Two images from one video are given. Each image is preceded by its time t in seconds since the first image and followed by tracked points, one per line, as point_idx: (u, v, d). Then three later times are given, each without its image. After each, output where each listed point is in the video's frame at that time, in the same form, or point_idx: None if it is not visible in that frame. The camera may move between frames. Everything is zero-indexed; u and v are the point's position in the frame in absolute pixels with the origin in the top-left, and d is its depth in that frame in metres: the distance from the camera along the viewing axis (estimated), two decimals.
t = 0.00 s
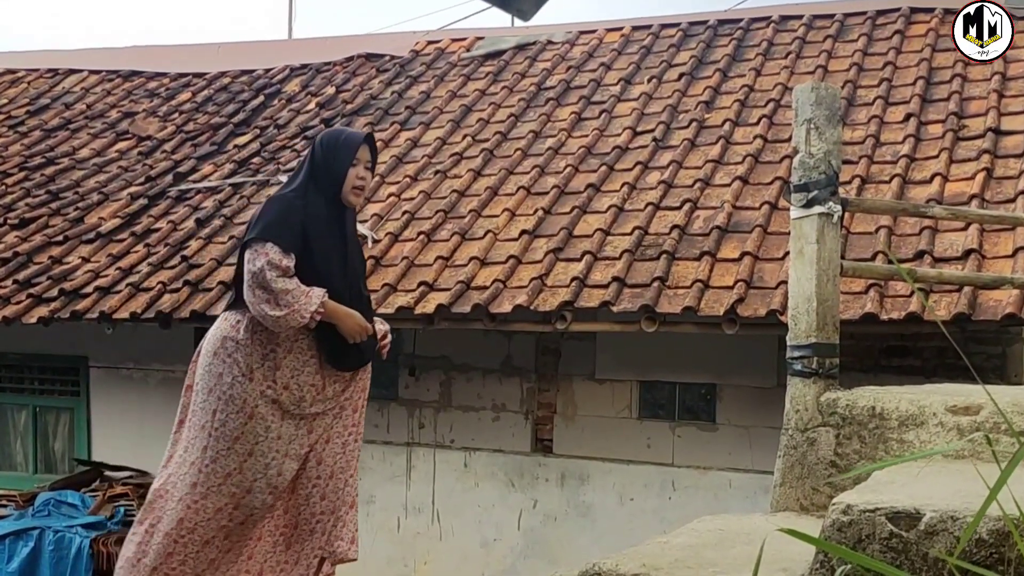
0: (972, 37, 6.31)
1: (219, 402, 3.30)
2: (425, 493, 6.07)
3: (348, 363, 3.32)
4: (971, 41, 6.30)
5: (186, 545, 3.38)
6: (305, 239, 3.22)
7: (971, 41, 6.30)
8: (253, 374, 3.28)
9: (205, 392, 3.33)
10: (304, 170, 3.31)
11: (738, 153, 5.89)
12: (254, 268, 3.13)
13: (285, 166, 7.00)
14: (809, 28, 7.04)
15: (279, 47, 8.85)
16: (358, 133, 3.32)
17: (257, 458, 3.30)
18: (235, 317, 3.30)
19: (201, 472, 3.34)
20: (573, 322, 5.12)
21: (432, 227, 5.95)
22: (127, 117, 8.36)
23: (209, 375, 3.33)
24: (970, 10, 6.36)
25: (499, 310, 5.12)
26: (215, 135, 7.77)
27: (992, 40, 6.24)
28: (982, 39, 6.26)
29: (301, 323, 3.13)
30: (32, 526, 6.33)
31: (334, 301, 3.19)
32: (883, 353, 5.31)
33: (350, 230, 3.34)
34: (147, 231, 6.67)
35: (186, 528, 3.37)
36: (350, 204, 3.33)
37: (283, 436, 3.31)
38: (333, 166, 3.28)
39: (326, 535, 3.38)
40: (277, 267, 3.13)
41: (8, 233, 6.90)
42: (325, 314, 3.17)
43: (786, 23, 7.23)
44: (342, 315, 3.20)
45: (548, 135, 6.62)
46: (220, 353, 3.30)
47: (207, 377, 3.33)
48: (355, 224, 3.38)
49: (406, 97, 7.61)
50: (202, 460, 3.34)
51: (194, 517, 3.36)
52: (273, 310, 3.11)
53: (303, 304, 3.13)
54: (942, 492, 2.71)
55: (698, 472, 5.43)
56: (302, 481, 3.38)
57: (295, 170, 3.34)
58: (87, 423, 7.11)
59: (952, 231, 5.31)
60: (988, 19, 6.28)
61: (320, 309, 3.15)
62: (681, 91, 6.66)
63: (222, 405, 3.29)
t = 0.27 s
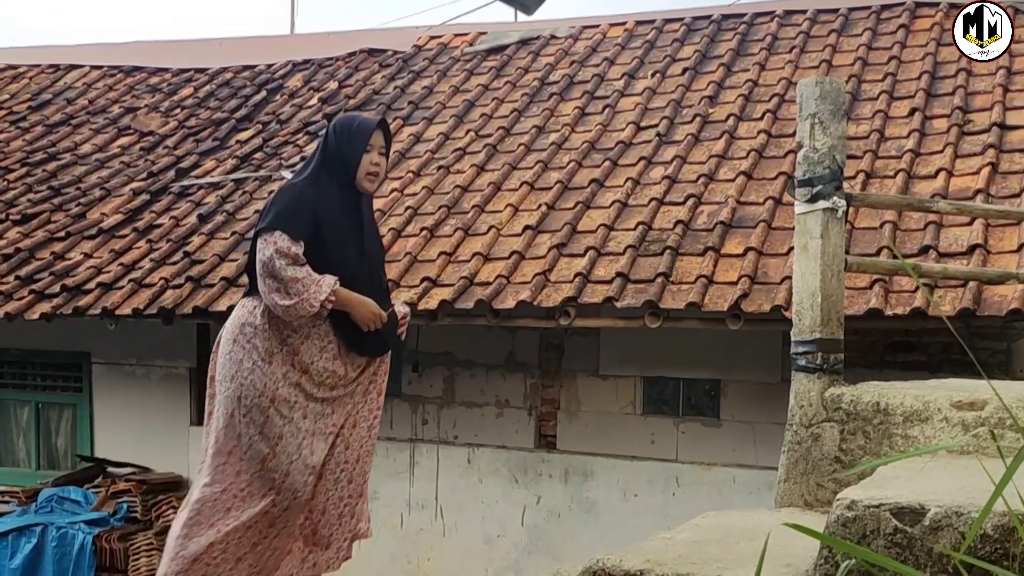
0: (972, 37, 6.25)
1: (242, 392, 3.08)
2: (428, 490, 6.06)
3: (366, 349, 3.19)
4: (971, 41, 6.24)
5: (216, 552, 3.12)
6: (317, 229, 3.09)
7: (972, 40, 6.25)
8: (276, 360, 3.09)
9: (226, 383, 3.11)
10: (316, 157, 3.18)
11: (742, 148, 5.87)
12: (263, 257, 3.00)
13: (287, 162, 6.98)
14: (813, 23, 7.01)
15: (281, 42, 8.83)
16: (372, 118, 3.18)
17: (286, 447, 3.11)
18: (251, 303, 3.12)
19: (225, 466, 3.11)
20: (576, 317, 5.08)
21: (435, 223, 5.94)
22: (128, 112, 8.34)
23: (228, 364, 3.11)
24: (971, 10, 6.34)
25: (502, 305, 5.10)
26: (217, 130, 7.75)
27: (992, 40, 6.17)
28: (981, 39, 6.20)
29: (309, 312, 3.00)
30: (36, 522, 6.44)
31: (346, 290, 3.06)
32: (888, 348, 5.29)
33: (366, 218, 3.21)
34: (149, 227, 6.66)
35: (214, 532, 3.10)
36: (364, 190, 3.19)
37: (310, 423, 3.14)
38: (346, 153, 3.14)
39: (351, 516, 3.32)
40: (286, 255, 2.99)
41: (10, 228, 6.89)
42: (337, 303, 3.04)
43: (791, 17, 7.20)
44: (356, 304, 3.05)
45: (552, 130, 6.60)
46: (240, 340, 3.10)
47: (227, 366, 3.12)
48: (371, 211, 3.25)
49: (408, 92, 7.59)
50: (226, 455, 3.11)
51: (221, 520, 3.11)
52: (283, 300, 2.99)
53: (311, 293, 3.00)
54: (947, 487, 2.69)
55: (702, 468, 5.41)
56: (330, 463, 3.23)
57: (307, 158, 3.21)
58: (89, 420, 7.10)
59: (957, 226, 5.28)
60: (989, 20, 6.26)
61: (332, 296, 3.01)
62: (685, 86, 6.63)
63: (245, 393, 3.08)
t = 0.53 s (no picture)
0: (972, 37, 6.18)
1: (273, 375, 3.03)
2: (435, 484, 6.06)
3: (387, 335, 3.15)
4: (971, 42, 6.14)
5: (287, 535, 3.02)
6: (333, 217, 3.05)
7: (971, 42, 6.16)
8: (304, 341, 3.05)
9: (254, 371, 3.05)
10: (333, 142, 3.12)
11: (750, 141, 5.85)
12: (276, 246, 2.97)
13: (294, 155, 6.97)
14: (822, 14, 6.97)
15: (287, 35, 8.82)
16: (390, 103, 3.09)
17: (326, 422, 3.03)
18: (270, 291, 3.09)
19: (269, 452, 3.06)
20: (583, 311, 5.09)
21: (442, 216, 5.93)
22: (135, 106, 8.34)
23: (255, 352, 3.05)
24: (970, 10, 6.26)
25: (509, 299, 5.10)
26: (223, 124, 7.75)
27: (991, 40, 6.10)
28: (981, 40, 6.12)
29: (323, 301, 2.97)
30: (43, 516, 6.44)
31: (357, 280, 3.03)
32: (896, 342, 5.27)
33: (384, 205, 3.16)
34: (156, 221, 6.66)
35: (277, 516, 3.02)
36: (381, 177, 3.13)
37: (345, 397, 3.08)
38: (362, 139, 3.07)
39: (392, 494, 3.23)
40: (298, 244, 2.97)
41: (16, 222, 6.90)
42: (350, 292, 3.01)
43: (798, 9, 7.17)
44: (369, 293, 3.04)
45: (559, 124, 6.58)
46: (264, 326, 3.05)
47: (253, 354, 3.05)
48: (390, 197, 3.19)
49: (414, 85, 7.57)
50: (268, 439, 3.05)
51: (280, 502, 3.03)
52: (295, 291, 2.97)
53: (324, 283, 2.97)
54: (956, 479, 2.69)
55: (708, 463, 5.41)
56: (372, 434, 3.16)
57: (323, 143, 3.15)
58: (96, 413, 7.10)
59: (966, 218, 5.26)
60: (987, 20, 6.16)
61: (343, 287, 2.98)
62: (693, 79, 6.61)
63: (277, 376, 3.03)
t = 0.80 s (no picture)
0: (971, 37, 6.10)
1: (296, 366, 3.02)
2: (439, 479, 6.05)
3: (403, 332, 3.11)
4: (970, 41, 6.08)
5: (344, 518, 3.02)
6: (350, 209, 3.03)
7: (970, 41, 6.09)
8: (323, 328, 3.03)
9: (276, 366, 3.06)
10: (350, 136, 3.13)
11: (756, 135, 5.82)
12: (290, 241, 2.99)
13: (299, 150, 6.96)
14: (828, 8, 6.94)
15: (293, 30, 8.82)
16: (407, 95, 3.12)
17: (357, 401, 3.02)
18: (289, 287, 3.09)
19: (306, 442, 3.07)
20: (589, 307, 5.05)
21: (447, 212, 5.91)
22: (139, 101, 8.34)
23: (275, 348, 3.06)
24: (970, 9, 6.19)
25: (514, 294, 5.08)
26: (228, 119, 7.75)
27: (991, 40, 6.03)
28: (981, 40, 6.05)
29: (334, 295, 2.96)
30: (48, 511, 6.51)
31: (369, 275, 3.00)
32: (902, 337, 5.24)
33: (402, 197, 3.14)
34: (161, 216, 6.66)
35: (328, 501, 3.02)
36: (399, 169, 3.13)
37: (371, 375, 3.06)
38: (379, 130, 3.08)
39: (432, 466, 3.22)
40: (310, 238, 2.97)
41: (21, 217, 6.90)
42: (361, 288, 2.99)
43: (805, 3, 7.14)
44: (380, 291, 3.01)
45: (564, 118, 6.57)
46: (281, 321, 3.06)
47: (274, 349, 3.06)
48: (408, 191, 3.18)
49: (419, 80, 7.55)
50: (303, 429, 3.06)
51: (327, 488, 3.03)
52: (307, 285, 2.97)
53: (334, 278, 2.96)
54: (962, 473, 2.69)
55: (714, 458, 5.36)
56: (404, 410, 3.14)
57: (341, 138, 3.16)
58: (102, 409, 7.11)
59: (973, 213, 5.23)
60: (987, 20, 6.09)
61: (354, 283, 2.97)
62: (698, 73, 6.59)
63: (302, 367, 3.02)
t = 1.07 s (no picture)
0: (972, 37, 6.03)
1: (324, 360, 3.04)
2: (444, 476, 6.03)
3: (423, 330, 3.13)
4: (970, 42, 6.02)
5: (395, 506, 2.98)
6: (370, 206, 3.02)
7: (971, 41, 6.03)
8: (349, 321, 3.04)
9: (303, 362, 3.07)
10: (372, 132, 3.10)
11: (763, 131, 5.80)
12: (309, 240, 3.01)
13: (304, 147, 6.94)
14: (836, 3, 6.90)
15: (298, 26, 8.80)
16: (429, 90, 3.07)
17: (390, 390, 3.02)
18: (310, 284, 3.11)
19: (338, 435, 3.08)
20: (595, 303, 5.02)
21: (452, 208, 5.89)
22: (144, 96, 8.34)
23: (301, 344, 3.07)
24: (970, 9, 6.14)
25: (520, 290, 5.07)
26: (233, 114, 7.73)
27: (992, 40, 5.97)
28: (982, 40, 6.00)
29: (354, 295, 2.98)
30: (53, 507, 6.51)
31: (390, 274, 3.01)
32: (910, 334, 5.21)
33: (424, 194, 3.12)
34: (166, 212, 6.64)
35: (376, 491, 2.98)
36: (421, 165, 3.10)
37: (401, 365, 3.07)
38: (401, 126, 3.05)
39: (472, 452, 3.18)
40: (331, 236, 2.99)
41: (26, 212, 6.90)
42: (381, 288, 3.01)
43: None
44: (401, 291, 3.02)
45: (570, 114, 6.54)
46: (306, 317, 3.07)
47: (301, 345, 3.07)
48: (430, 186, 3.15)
49: (425, 75, 7.53)
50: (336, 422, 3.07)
51: (364, 479, 3.05)
52: (327, 284, 2.99)
53: (354, 277, 2.98)
54: (970, 470, 2.67)
55: (721, 456, 5.36)
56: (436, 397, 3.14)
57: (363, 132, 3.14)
58: (106, 404, 7.10)
59: (981, 209, 5.20)
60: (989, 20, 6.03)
61: (376, 282, 2.99)
62: (705, 68, 6.56)
63: (329, 362, 3.03)
